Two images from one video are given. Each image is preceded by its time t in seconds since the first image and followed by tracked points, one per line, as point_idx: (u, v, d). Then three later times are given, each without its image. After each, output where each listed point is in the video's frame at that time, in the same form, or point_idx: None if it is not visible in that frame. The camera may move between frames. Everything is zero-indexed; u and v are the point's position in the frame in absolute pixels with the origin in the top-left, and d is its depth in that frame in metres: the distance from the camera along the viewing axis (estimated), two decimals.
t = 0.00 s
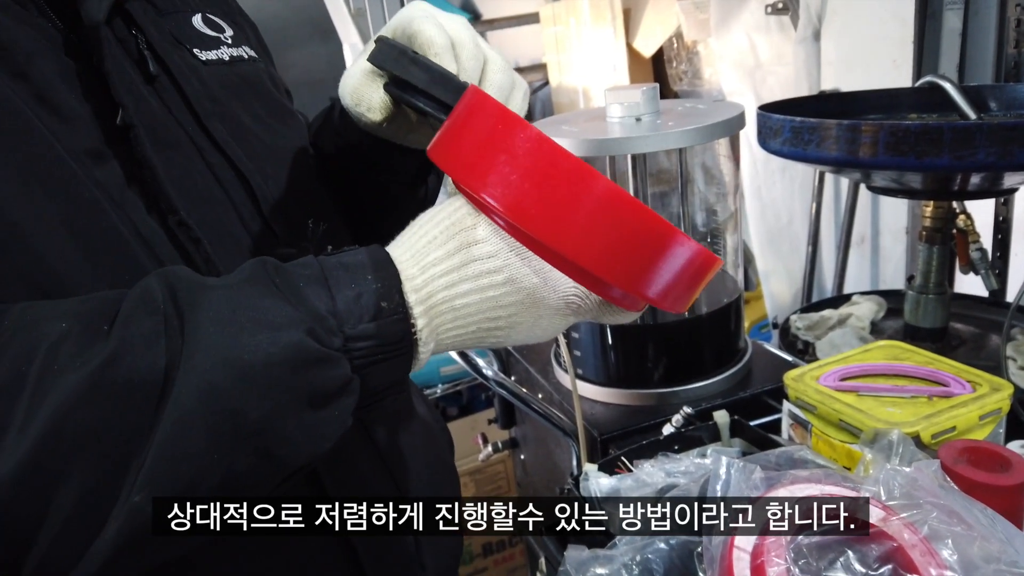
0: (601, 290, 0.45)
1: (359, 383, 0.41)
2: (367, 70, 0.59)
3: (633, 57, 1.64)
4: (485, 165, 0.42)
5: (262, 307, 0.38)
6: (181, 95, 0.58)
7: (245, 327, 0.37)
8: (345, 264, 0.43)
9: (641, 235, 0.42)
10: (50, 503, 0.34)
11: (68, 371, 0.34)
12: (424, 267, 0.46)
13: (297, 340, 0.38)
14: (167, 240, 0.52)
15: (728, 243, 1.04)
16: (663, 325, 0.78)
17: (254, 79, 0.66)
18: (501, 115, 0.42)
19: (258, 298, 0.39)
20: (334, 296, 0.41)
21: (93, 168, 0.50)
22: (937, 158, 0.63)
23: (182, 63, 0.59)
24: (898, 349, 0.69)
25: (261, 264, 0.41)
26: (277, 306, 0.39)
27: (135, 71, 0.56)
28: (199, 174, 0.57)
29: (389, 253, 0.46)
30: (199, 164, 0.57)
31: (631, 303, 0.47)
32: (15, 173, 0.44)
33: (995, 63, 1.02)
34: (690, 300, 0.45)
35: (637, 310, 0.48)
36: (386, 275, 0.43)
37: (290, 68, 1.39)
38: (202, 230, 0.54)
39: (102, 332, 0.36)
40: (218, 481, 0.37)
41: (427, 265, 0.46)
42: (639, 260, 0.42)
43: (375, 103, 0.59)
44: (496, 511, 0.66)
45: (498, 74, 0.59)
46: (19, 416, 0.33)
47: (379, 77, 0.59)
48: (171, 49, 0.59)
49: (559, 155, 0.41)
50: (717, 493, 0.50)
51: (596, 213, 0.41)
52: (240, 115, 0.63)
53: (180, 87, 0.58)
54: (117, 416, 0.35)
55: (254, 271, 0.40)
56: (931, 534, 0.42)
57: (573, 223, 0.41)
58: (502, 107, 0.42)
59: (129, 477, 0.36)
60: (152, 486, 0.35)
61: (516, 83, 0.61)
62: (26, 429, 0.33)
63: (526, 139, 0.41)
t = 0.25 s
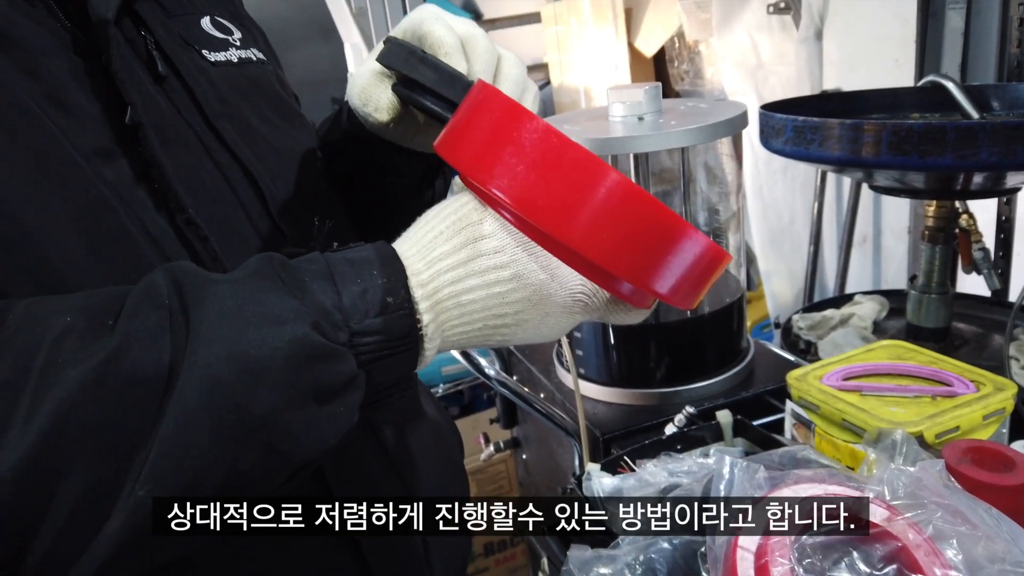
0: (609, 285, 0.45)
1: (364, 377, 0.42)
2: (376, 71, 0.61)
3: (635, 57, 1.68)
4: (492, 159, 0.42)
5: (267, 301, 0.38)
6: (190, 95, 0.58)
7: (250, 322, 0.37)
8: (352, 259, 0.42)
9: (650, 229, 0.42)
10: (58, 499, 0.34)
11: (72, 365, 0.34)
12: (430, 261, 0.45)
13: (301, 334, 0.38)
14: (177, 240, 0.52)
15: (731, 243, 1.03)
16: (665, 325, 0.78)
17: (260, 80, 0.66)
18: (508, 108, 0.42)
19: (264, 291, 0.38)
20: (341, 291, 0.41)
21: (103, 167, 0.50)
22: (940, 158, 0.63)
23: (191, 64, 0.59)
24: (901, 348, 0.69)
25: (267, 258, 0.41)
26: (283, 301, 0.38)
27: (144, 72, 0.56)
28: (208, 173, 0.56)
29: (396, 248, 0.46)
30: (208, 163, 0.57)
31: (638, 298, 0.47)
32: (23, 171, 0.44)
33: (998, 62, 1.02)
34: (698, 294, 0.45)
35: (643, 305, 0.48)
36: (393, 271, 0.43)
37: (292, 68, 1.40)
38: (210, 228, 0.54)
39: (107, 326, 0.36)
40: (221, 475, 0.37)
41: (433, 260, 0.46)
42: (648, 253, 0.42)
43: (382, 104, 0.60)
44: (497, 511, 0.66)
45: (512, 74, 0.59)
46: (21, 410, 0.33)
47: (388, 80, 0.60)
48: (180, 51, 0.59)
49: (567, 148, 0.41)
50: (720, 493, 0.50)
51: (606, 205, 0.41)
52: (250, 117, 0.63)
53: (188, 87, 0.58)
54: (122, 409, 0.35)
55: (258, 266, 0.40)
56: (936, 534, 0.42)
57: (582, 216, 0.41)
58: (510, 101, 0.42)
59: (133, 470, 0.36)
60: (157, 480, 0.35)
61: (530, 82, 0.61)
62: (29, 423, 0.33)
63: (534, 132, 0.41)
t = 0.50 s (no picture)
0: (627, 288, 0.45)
1: (386, 372, 0.42)
2: (392, 73, 0.61)
3: (637, 57, 1.69)
4: (514, 161, 0.42)
5: (295, 296, 0.39)
6: (209, 97, 0.59)
7: (278, 316, 0.37)
8: (374, 258, 0.43)
9: (670, 232, 0.42)
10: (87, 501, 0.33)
11: (106, 354, 0.34)
12: (451, 261, 0.45)
13: (328, 328, 0.38)
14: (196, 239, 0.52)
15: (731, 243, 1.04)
16: (668, 325, 0.78)
17: (276, 85, 0.67)
18: (531, 112, 0.42)
19: (292, 289, 0.39)
20: (365, 288, 0.42)
21: (125, 164, 0.50)
22: (942, 158, 0.63)
23: (208, 66, 0.60)
24: (902, 349, 0.70)
25: (291, 257, 0.42)
26: (310, 295, 0.39)
27: (164, 73, 0.56)
28: (224, 173, 0.56)
29: (416, 247, 0.46)
30: (225, 164, 0.57)
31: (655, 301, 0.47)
32: (43, 170, 0.44)
33: (999, 63, 1.02)
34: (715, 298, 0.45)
35: (659, 308, 0.49)
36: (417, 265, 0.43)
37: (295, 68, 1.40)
38: (229, 226, 0.55)
39: (136, 321, 0.37)
40: (246, 470, 0.36)
41: (453, 260, 0.46)
42: (668, 256, 0.43)
43: (397, 105, 0.61)
44: (496, 511, 0.67)
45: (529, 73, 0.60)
46: (57, 396, 0.33)
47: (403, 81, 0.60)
48: (199, 52, 0.59)
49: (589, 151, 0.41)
50: (722, 493, 0.50)
51: (627, 208, 0.41)
52: (268, 121, 0.64)
53: (208, 91, 0.59)
54: (154, 398, 0.35)
55: (284, 263, 0.41)
56: (937, 533, 0.42)
57: (603, 219, 0.41)
58: (533, 105, 0.42)
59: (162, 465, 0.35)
60: (186, 472, 0.34)
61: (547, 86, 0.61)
62: (64, 409, 0.32)
63: (556, 135, 0.42)
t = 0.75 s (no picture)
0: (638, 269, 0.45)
1: (397, 355, 0.41)
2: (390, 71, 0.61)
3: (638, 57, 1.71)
4: (523, 145, 0.43)
5: (305, 282, 0.38)
6: (209, 97, 0.59)
7: (290, 299, 0.37)
8: (386, 243, 0.43)
9: (680, 210, 0.42)
10: (95, 487, 0.33)
11: (117, 339, 0.34)
12: (460, 245, 0.45)
13: (340, 311, 0.38)
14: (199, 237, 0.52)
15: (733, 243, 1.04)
16: (669, 325, 0.78)
17: (280, 86, 0.67)
18: (539, 96, 0.43)
19: (304, 275, 0.38)
20: (374, 272, 0.42)
21: (130, 162, 0.50)
22: (943, 158, 0.63)
23: (209, 66, 0.60)
24: (903, 348, 0.70)
25: (301, 241, 0.41)
26: (321, 280, 0.39)
27: (166, 73, 0.57)
28: (226, 171, 0.57)
29: (424, 233, 0.46)
30: (227, 163, 0.57)
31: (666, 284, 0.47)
32: (48, 170, 0.45)
33: (1000, 64, 1.03)
34: (725, 278, 0.45)
35: (669, 291, 0.49)
36: (426, 251, 0.43)
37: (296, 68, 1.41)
38: (231, 225, 0.55)
39: (146, 306, 0.35)
40: (257, 454, 0.37)
41: (462, 244, 0.45)
42: (678, 234, 0.43)
43: (396, 103, 0.61)
44: (497, 512, 0.68)
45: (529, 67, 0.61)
46: (69, 381, 0.32)
47: (402, 80, 0.61)
48: (200, 52, 0.60)
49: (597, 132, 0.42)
50: (722, 492, 0.50)
51: (636, 188, 0.42)
52: (271, 122, 0.64)
53: (210, 91, 0.59)
54: (166, 383, 0.34)
55: (294, 248, 0.40)
56: (938, 532, 0.42)
57: (613, 199, 0.42)
58: (540, 89, 0.43)
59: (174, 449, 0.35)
60: (199, 453, 0.35)
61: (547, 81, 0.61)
62: (76, 395, 0.32)
63: (565, 118, 0.42)
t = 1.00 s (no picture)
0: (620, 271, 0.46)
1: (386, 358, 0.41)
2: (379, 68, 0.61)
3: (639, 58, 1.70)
4: (508, 150, 0.43)
5: (293, 285, 0.38)
6: (203, 91, 0.59)
7: (277, 304, 0.37)
8: (372, 244, 0.43)
9: (661, 221, 0.42)
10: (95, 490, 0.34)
11: (110, 348, 0.35)
12: (447, 247, 0.46)
13: (326, 316, 0.38)
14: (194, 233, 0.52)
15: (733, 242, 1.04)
16: (670, 324, 0.78)
17: (273, 79, 0.68)
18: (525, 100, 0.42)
19: (291, 278, 0.38)
20: (362, 274, 0.41)
21: (124, 163, 0.50)
22: (943, 158, 0.63)
23: (204, 62, 0.60)
24: (904, 348, 0.70)
25: (289, 244, 0.41)
26: (308, 284, 0.39)
27: (161, 71, 0.56)
28: (226, 174, 0.56)
29: (413, 233, 0.46)
30: (220, 154, 0.57)
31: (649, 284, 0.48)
32: (45, 172, 0.44)
33: (1000, 63, 1.03)
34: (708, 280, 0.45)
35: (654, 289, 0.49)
36: (410, 254, 0.43)
37: (297, 67, 1.41)
38: (227, 219, 0.54)
39: (138, 314, 0.37)
40: (251, 455, 0.37)
41: (449, 246, 0.46)
42: (660, 243, 0.43)
43: (384, 98, 0.61)
44: (496, 511, 0.68)
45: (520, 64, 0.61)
46: (63, 391, 0.33)
47: (392, 76, 0.61)
48: (194, 49, 0.60)
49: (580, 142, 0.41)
50: (722, 491, 0.50)
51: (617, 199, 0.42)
52: (263, 116, 0.64)
53: (203, 86, 0.59)
54: (157, 390, 0.35)
55: (282, 250, 0.40)
56: (936, 530, 0.42)
57: (595, 208, 0.42)
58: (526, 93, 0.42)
59: (170, 452, 0.35)
60: (192, 458, 0.35)
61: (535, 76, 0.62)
62: (72, 404, 0.33)
63: (550, 126, 0.42)
